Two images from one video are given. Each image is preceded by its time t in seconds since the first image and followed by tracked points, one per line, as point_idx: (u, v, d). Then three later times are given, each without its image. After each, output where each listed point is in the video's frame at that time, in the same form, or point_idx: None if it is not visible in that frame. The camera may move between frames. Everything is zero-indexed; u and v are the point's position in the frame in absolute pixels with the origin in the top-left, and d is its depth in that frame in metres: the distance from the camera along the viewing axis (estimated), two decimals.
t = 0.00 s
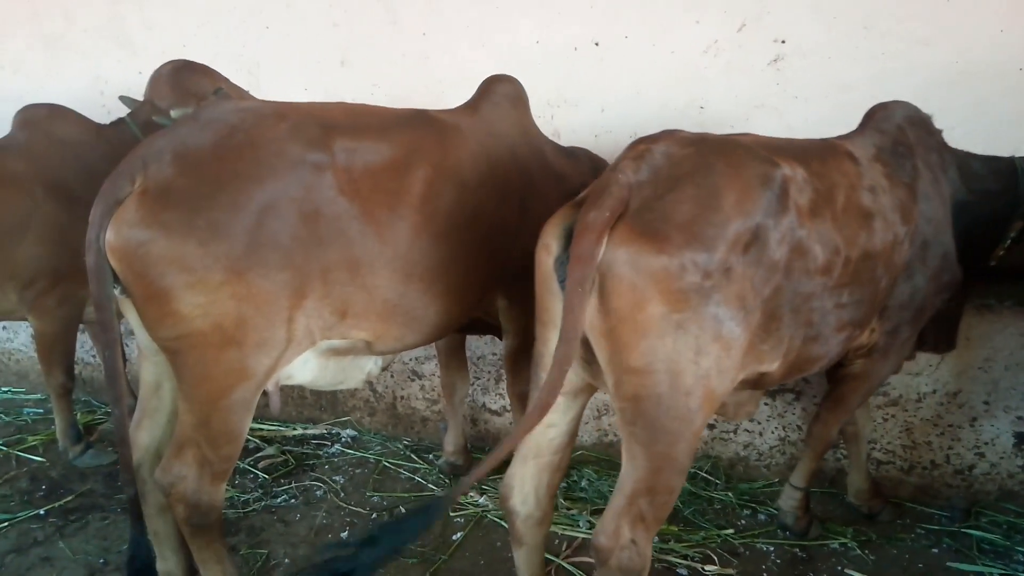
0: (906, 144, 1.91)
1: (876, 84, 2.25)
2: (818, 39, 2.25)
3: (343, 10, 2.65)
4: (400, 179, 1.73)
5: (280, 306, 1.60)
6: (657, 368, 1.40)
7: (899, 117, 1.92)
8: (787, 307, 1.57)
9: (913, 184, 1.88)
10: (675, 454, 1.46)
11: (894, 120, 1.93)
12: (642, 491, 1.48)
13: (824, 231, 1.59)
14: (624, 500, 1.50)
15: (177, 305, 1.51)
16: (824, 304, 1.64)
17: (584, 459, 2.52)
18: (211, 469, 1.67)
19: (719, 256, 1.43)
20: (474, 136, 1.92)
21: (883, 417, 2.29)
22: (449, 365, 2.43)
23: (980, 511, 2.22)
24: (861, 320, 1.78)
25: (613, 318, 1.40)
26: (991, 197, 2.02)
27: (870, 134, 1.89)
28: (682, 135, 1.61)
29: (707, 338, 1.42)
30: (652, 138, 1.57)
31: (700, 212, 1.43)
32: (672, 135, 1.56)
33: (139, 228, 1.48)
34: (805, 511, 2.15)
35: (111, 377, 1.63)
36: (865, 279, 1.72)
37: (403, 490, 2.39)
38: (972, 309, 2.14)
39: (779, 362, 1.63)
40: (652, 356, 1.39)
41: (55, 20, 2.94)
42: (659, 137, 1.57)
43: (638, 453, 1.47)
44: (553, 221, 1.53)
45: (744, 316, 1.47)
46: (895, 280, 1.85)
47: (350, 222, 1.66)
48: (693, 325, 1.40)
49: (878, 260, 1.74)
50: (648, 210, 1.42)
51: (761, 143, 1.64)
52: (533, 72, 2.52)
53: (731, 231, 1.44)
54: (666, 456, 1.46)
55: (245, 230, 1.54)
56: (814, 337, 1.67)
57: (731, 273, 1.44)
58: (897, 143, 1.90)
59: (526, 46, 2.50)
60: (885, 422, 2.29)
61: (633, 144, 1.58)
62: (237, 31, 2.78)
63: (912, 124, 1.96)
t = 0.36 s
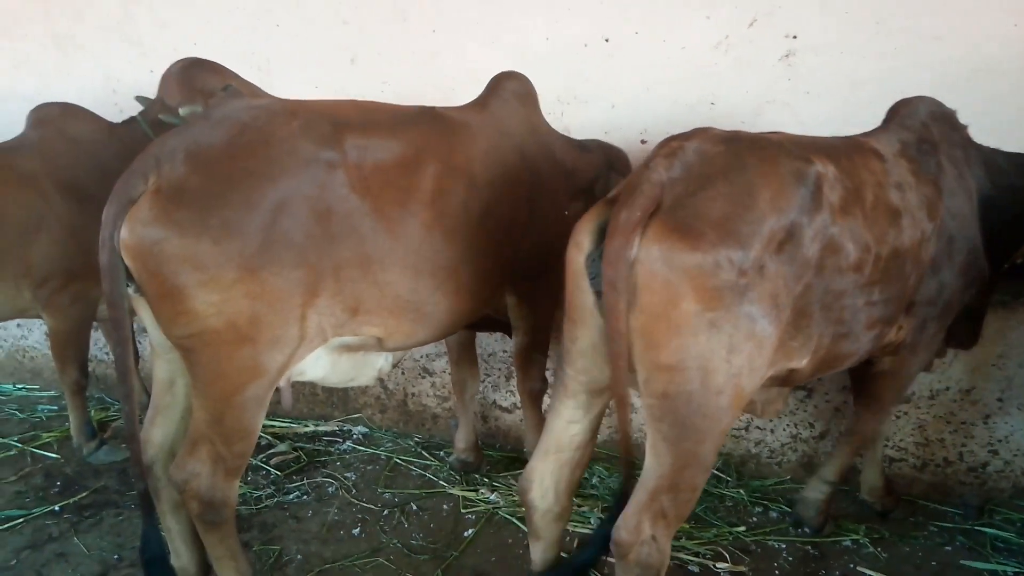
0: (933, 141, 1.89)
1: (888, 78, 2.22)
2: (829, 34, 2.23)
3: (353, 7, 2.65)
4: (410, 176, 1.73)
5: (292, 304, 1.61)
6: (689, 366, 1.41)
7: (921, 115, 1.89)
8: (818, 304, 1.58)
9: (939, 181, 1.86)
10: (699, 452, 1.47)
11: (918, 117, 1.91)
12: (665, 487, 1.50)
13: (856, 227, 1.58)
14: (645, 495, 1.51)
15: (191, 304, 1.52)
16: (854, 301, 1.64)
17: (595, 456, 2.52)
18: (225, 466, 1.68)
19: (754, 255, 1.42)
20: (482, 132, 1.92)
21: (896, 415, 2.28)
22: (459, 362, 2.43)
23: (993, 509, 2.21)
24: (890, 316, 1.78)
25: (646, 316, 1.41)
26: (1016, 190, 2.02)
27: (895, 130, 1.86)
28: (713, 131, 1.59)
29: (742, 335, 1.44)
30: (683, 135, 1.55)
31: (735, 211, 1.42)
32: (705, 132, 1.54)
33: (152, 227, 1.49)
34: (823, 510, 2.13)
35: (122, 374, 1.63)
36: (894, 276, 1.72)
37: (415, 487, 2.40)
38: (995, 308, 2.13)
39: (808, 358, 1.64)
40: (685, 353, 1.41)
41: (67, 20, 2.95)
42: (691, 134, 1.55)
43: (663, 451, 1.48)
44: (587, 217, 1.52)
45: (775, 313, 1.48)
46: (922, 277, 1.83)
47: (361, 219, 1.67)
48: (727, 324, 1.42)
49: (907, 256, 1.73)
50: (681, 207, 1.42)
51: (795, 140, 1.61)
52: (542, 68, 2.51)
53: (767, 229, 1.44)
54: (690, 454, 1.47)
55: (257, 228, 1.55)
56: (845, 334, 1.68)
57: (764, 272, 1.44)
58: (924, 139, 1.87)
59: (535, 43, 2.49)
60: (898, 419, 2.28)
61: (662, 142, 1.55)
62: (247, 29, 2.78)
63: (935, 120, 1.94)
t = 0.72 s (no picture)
0: (963, 142, 1.86)
1: (904, 76, 2.18)
2: (845, 31, 2.20)
3: (368, 4, 2.65)
4: (423, 173, 1.74)
5: (307, 300, 1.62)
6: (716, 365, 1.41)
7: (949, 116, 1.86)
8: (845, 305, 1.59)
9: (973, 184, 1.82)
10: (721, 452, 1.47)
11: (946, 118, 1.87)
12: (687, 485, 1.49)
13: (888, 230, 1.59)
14: (666, 493, 1.50)
15: (207, 299, 1.53)
16: (885, 303, 1.65)
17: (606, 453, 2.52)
18: (239, 460, 1.69)
19: (787, 256, 1.43)
20: (495, 129, 1.93)
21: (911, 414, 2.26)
22: (471, 359, 2.43)
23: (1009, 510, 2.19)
24: (922, 318, 1.78)
25: (675, 315, 1.42)
26: None
27: (926, 130, 1.85)
28: (745, 131, 1.60)
29: (773, 335, 1.43)
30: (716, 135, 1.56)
31: (768, 210, 1.43)
32: (737, 132, 1.55)
33: (169, 223, 1.50)
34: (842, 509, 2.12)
35: (142, 368, 1.64)
36: (927, 278, 1.72)
37: (427, 483, 2.41)
38: None
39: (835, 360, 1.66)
40: (716, 352, 1.41)
41: (84, 16, 2.97)
42: (723, 134, 1.56)
43: (685, 449, 1.47)
44: (619, 214, 1.52)
45: (805, 313, 1.48)
46: (956, 280, 1.80)
47: (376, 216, 1.67)
48: (758, 324, 1.42)
49: (940, 259, 1.72)
50: (714, 206, 1.42)
51: (828, 141, 1.62)
52: (557, 65, 2.51)
53: (800, 231, 1.44)
54: (712, 453, 1.47)
55: (274, 225, 1.56)
56: (873, 336, 1.69)
57: (796, 274, 1.44)
58: (954, 141, 1.85)
59: (550, 40, 2.49)
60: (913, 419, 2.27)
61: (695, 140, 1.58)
62: (263, 26, 2.79)
63: (964, 123, 1.89)
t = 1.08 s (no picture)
0: (1004, 140, 1.83)
1: (923, 73, 2.16)
2: (861, 29, 2.18)
3: (383, 4, 2.66)
4: (437, 172, 1.74)
5: (321, 297, 1.62)
6: (749, 369, 1.41)
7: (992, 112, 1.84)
8: (885, 308, 1.57)
9: (1013, 184, 1.80)
10: (749, 455, 1.47)
11: (988, 115, 1.86)
12: (711, 487, 1.49)
13: (931, 231, 1.57)
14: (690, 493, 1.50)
15: (225, 295, 1.54)
16: (928, 306, 1.63)
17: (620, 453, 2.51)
18: (254, 457, 1.70)
19: (825, 259, 1.42)
20: (509, 127, 1.93)
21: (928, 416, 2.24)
22: (485, 358, 2.43)
23: None
24: (964, 322, 1.76)
25: (710, 318, 1.41)
26: None
27: (968, 128, 1.82)
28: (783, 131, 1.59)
29: (809, 339, 1.43)
30: (751, 136, 1.56)
31: (806, 214, 1.42)
32: (774, 133, 1.55)
33: (186, 221, 1.51)
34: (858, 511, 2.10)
35: (159, 366, 1.65)
36: (970, 282, 1.70)
37: (440, 482, 2.41)
38: None
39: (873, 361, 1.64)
40: (749, 357, 1.41)
41: (102, 16, 3.00)
42: (761, 134, 1.56)
43: (711, 450, 1.48)
44: (652, 217, 1.52)
45: (842, 316, 1.47)
46: (996, 283, 1.79)
47: (390, 214, 1.68)
48: (795, 328, 1.41)
49: (982, 261, 1.70)
50: (751, 208, 1.42)
51: (868, 141, 1.61)
52: (573, 64, 2.50)
53: (838, 233, 1.43)
54: (740, 456, 1.47)
55: (290, 222, 1.56)
56: (914, 338, 1.66)
57: (834, 277, 1.43)
58: (996, 138, 1.83)
59: (565, 39, 2.48)
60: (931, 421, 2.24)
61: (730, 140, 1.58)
62: (278, 26, 2.80)
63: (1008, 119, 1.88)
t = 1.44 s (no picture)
0: None
1: (957, 80, 2.13)
2: (893, 36, 2.16)
3: (412, 10, 2.68)
4: (463, 176, 1.75)
5: (348, 299, 1.64)
6: (788, 385, 1.43)
7: None
8: (932, 321, 1.55)
9: None
10: (786, 467, 1.48)
11: None
12: (744, 500, 1.50)
13: (983, 242, 1.55)
14: (724, 505, 1.52)
15: (254, 298, 1.56)
16: (981, 319, 1.61)
17: (644, 460, 2.50)
18: (282, 457, 1.72)
19: (868, 272, 1.42)
20: (536, 133, 1.94)
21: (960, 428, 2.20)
22: (509, 362, 2.44)
23: None
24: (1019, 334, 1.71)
25: (746, 330, 1.44)
26: None
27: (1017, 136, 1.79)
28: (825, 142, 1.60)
29: (851, 353, 1.44)
30: (794, 147, 1.57)
31: (850, 228, 1.43)
32: (816, 143, 1.56)
33: (218, 224, 1.54)
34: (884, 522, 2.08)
35: (190, 366, 1.67)
36: None
37: (464, 486, 2.42)
38: None
39: (922, 374, 1.62)
40: (787, 371, 1.42)
41: (137, 21, 3.05)
42: (801, 146, 1.57)
43: (748, 461, 1.49)
44: (688, 232, 1.56)
45: (885, 330, 1.47)
46: None
47: (417, 217, 1.69)
48: (836, 341, 1.42)
49: None
50: (789, 220, 1.44)
51: (914, 152, 1.60)
52: (602, 70, 2.50)
53: (882, 244, 1.43)
54: (776, 468, 1.48)
55: (318, 225, 1.58)
56: (965, 351, 1.63)
57: (878, 289, 1.43)
58: None
59: (593, 45, 2.49)
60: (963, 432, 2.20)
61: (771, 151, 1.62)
62: (309, 31, 2.83)
63: None
